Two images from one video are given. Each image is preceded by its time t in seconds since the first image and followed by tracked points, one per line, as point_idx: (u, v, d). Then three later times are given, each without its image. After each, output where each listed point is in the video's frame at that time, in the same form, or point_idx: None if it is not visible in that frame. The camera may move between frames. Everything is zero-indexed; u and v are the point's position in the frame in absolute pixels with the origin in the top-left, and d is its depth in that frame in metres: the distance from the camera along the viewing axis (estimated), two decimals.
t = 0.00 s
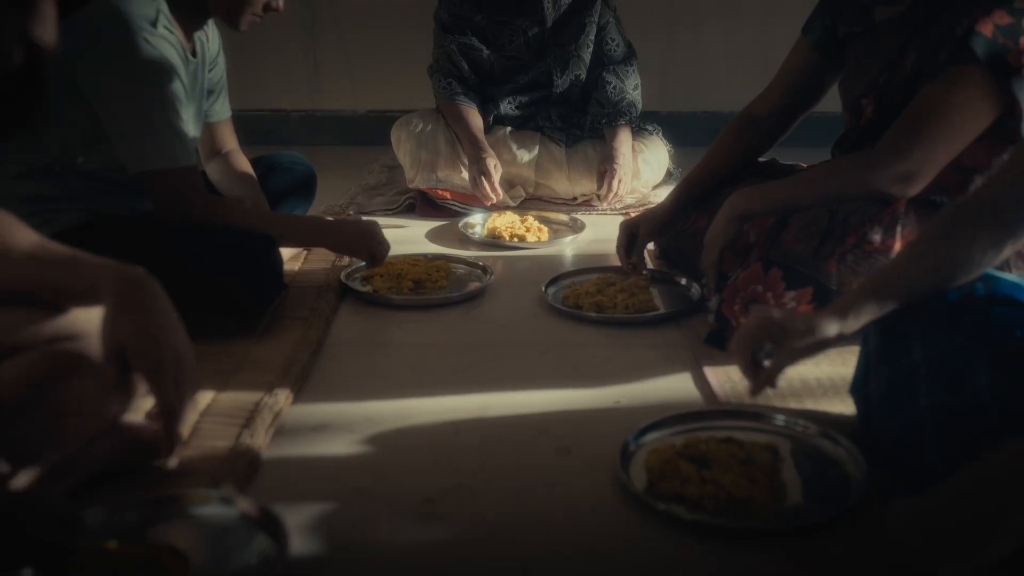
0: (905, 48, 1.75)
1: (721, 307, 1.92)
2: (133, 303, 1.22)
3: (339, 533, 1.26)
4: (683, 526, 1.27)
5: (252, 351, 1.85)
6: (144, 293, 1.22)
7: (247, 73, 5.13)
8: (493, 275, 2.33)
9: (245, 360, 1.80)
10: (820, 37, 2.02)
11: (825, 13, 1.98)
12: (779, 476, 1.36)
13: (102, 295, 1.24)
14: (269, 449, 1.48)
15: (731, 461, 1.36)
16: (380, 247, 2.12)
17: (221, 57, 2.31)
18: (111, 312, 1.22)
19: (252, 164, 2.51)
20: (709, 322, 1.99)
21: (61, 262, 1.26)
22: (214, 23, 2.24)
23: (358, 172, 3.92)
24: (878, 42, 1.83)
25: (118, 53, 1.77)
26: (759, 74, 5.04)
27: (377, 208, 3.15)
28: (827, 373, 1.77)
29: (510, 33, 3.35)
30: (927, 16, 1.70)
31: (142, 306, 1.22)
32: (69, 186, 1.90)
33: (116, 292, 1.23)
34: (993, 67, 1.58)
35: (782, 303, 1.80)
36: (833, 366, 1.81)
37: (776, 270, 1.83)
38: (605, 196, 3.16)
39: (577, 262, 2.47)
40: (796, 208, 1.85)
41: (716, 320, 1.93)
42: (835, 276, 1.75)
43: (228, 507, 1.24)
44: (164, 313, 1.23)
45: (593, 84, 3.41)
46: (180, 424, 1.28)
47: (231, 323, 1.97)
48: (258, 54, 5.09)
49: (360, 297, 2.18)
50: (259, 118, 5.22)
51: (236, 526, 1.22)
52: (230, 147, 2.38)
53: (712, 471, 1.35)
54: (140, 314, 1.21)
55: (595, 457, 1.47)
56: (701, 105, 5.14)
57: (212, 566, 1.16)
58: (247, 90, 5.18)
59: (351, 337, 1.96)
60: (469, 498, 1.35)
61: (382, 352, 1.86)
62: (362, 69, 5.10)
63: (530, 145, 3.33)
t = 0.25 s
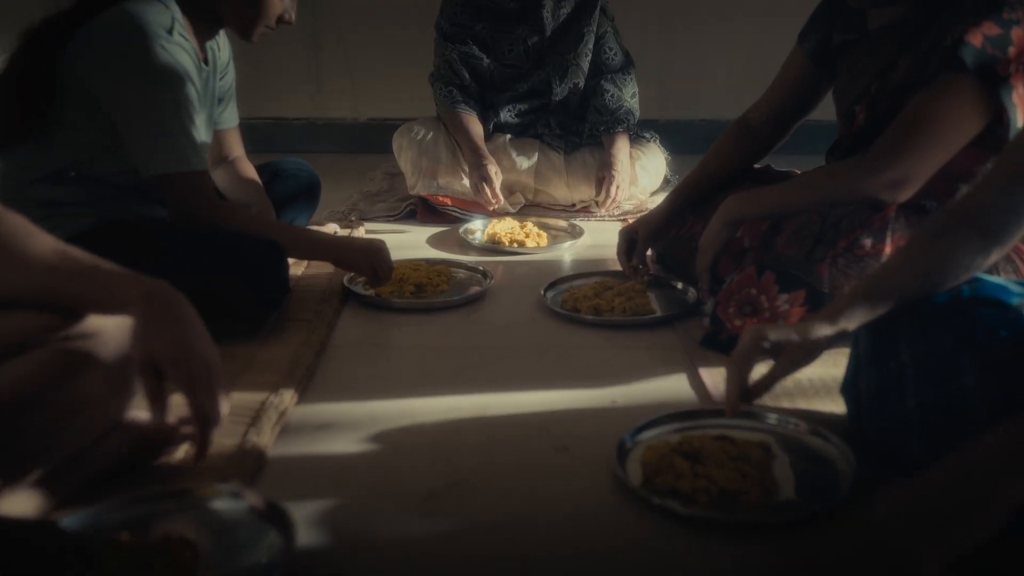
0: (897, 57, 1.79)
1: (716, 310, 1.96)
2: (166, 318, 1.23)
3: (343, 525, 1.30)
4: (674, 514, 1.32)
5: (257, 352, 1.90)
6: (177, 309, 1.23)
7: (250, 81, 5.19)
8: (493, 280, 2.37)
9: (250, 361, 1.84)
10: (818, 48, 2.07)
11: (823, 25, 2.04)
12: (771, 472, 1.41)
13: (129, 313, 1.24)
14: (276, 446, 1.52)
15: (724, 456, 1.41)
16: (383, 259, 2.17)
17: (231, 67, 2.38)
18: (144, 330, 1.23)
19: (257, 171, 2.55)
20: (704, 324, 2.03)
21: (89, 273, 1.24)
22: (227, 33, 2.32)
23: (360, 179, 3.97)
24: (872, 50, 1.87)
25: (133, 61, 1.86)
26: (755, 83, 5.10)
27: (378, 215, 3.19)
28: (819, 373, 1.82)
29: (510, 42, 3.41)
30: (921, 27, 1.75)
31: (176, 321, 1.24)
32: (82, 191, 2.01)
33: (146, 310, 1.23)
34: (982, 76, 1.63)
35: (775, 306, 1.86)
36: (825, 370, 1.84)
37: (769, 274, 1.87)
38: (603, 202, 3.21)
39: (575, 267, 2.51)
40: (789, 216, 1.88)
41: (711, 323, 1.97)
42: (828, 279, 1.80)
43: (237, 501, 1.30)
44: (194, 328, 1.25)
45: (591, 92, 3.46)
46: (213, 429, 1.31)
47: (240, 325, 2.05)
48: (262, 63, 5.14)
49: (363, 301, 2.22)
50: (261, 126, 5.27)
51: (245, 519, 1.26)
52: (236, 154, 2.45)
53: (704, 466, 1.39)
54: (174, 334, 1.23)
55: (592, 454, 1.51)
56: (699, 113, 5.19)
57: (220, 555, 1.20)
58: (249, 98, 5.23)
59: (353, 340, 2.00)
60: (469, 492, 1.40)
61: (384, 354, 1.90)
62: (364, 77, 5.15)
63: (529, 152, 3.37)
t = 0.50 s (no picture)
0: (890, 66, 1.82)
1: (710, 315, 2.00)
2: (185, 332, 1.32)
3: (349, 520, 1.35)
4: (670, 511, 1.35)
5: (263, 355, 1.94)
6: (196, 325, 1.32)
7: (253, 91, 5.24)
8: (493, 286, 2.42)
9: (257, 364, 1.89)
10: (812, 57, 2.10)
11: (818, 36, 2.06)
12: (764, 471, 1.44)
13: (151, 329, 1.33)
14: (282, 446, 1.56)
15: (718, 455, 1.45)
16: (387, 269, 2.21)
17: (238, 77, 2.44)
18: (164, 343, 1.31)
19: (262, 180, 2.60)
20: (700, 329, 2.08)
21: (116, 289, 1.35)
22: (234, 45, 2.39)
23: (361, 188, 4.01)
24: (866, 59, 1.90)
25: (138, 64, 1.94)
26: (752, 93, 5.16)
27: (380, 223, 3.24)
28: (811, 376, 1.86)
29: (510, 54, 3.47)
30: (910, 39, 1.79)
31: (194, 336, 1.32)
32: (91, 198, 2.06)
33: (167, 324, 1.32)
34: (970, 87, 1.67)
35: (770, 311, 1.88)
36: (816, 372, 1.90)
37: (763, 278, 1.90)
38: (602, 211, 3.26)
39: (574, 274, 2.55)
40: (783, 222, 1.94)
41: (706, 327, 2.02)
42: (819, 284, 1.85)
43: (247, 496, 1.33)
44: (212, 341, 1.33)
45: (590, 102, 3.52)
46: (233, 441, 1.36)
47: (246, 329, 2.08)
48: (264, 74, 5.19)
49: (366, 307, 2.27)
50: (264, 136, 5.32)
51: (254, 515, 1.30)
52: (242, 163, 2.51)
53: (699, 464, 1.43)
54: (191, 343, 1.30)
55: (590, 454, 1.55)
56: (697, 123, 5.25)
57: (233, 546, 1.25)
58: (252, 108, 5.28)
59: (357, 343, 2.04)
60: (470, 489, 1.44)
61: (386, 358, 1.95)
62: (366, 88, 5.21)
63: (528, 161, 3.43)
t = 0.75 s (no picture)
0: (880, 75, 1.86)
1: (705, 319, 2.04)
2: (201, 336, 1.37)
3: (355, 516, 1.40)
4: (665, 507, 1.40)
5: (269, 358, 1.99)
6: (208, 330, 1.36)
7: (257, 101, 5.31)
8: (493, 292, 2.47)
9: (262, 367, 1.93)
10: (808, 70, 2.16)
11: (814, 47, 2.13)
12: (758, 469, 1.49)
13: (167, 332, 1.38)
14: (288, 445, 1.60)
15: (712, 454, 1.48)
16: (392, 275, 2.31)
17: (243, 89, 2.51)
18: (179, 349, 1.35)
19: (267, 188, 2.66)
20: (696, 333, 2.12)
21: (131, 294, 1.40)
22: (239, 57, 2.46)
23: (363, 197, 4.07)
24: (860, 67, 1.93)
25: (149, 77, 2.00)
26: (749, 105, 5.21)
27: (382, 231, 3.29)
28: (803, 378, 1.91)
29: (509, 65, 3.53)
30: (897, 50, 1.83)
31: (210, 342, 1.36)
32: (101, 206, 2.13)
33: (183, 328, 1.37)
34: (957, 96, 1.73)
35: (762, 315, 1.94)
36: (808, 375, 1.94)
37: (756, 283, 1.97)
38: (600, 219, 3.32)
39: (573, 280, 2.60)
40: (776, 228, 1.98)
41: (702, 332, 2.05)
42: (812, 288, 1.91)
43: (256, 492, 1.38)
44: (226, 345, 1.38)
45: (589, 113, 3.56)
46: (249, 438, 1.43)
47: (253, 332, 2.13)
48: (268, 85, 5.26)
49: (369, 312, 2.31)
50: (267, 146, 5.38)
51: (262, 510, 1.35)
52: (247, 172, 2.56)
53: (692, 463, 1.47)
54: (207, 346, 1.35)
55: (589, 452, 1.60)
56: (695, 134, 5.30)
57: (241, 536, 1.30)
58: (256, 118, 5.35)
59: (360, 347, 2.09)
60: (471, 486, 1.49)
61: (388, 361, 1.99)
62: (368, 98, 5.27)
63: (528, 171, 3.48)
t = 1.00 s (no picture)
0: (873, 86, 1.92)
1: (702, 325, 2.10)
2: (211, 341, 1.43)
3: (360, 513, 1.44)
4: (661, 504, 1.45)
5: (274, 362, 2.04)
6: (218, 335, 1.42)
7: (260, 112, 5.37)
8: (493, 299, 2.52)
9: (267, 371, 1.98)
10: (805, 81, 2.20)
11: (807, 60, 2.18)
12: (750, 468, 1.53)
13: (178, 337, 1.44)
14: (293, 446, 1.65)
15: (706, 453, 1.52)
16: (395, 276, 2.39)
17: (247, 100, 2.56)
18: (191, 353, 1.42)
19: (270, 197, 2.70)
20: (691, 338, 2.17)
21: (143, 299, 1.46)
22: (242, 68, 2.52)
23: (365, 206, 4.12)
24: (856, 77, 1.98)
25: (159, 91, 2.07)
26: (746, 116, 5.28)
27: (384, 240, 3.34)
28: (795, 382, 1.95)
29: (509, 77, 3.59)
30: (892, 60, 1.88)
31: (220, 346, 1.42)
32: (108, 215, 2.16)
33: (194, 333, 1.43)
34: (947, 104, 1.77)
35: (756, 319, 1.99)
36: (800, 379, 1.99)
37: (750, 289, 2.01)
38: (598, 229, 3.39)
39: (572, 288, 2.65)
40: (768, 237, 2.02)
41: (697, 337, 2.11)
42: (804, 294, 1.96)
43: (265, 490, 1.43)
44: (235, 350, 1.44)
45: (587, 123, 3.63)
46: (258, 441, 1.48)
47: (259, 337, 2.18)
48: (271, 96, 5.32)
49: (371, 319, 2.36)
50: (270, 156, 5.44)
51: (270, 507, 1.39)
52: (250, 181, 2.60)
53: (686, 462, 1.51)
54: (218, 351, 1.41)
55: (586, 451, 1.65)
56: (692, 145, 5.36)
57: (249, 531, 1.35)
58: (259, 129, 5.41)
59: (363, 353, 2.13)
60: (472, 485, 1.53)
61: (391, 365, 2.04)
62: (369, 109, 5.33)
63: (528, 181, 3.54)
